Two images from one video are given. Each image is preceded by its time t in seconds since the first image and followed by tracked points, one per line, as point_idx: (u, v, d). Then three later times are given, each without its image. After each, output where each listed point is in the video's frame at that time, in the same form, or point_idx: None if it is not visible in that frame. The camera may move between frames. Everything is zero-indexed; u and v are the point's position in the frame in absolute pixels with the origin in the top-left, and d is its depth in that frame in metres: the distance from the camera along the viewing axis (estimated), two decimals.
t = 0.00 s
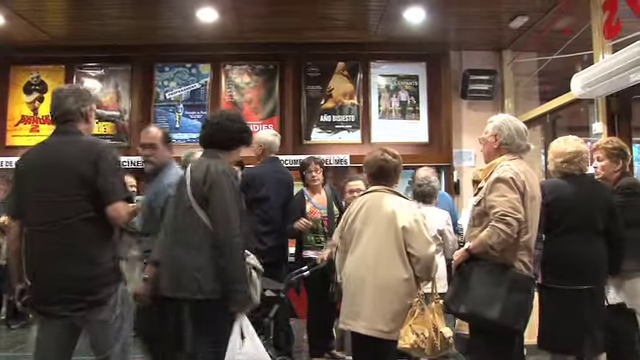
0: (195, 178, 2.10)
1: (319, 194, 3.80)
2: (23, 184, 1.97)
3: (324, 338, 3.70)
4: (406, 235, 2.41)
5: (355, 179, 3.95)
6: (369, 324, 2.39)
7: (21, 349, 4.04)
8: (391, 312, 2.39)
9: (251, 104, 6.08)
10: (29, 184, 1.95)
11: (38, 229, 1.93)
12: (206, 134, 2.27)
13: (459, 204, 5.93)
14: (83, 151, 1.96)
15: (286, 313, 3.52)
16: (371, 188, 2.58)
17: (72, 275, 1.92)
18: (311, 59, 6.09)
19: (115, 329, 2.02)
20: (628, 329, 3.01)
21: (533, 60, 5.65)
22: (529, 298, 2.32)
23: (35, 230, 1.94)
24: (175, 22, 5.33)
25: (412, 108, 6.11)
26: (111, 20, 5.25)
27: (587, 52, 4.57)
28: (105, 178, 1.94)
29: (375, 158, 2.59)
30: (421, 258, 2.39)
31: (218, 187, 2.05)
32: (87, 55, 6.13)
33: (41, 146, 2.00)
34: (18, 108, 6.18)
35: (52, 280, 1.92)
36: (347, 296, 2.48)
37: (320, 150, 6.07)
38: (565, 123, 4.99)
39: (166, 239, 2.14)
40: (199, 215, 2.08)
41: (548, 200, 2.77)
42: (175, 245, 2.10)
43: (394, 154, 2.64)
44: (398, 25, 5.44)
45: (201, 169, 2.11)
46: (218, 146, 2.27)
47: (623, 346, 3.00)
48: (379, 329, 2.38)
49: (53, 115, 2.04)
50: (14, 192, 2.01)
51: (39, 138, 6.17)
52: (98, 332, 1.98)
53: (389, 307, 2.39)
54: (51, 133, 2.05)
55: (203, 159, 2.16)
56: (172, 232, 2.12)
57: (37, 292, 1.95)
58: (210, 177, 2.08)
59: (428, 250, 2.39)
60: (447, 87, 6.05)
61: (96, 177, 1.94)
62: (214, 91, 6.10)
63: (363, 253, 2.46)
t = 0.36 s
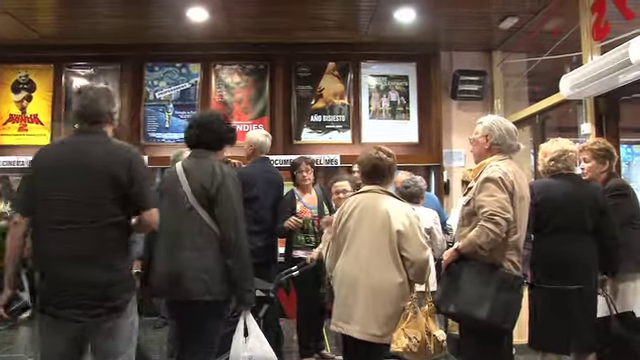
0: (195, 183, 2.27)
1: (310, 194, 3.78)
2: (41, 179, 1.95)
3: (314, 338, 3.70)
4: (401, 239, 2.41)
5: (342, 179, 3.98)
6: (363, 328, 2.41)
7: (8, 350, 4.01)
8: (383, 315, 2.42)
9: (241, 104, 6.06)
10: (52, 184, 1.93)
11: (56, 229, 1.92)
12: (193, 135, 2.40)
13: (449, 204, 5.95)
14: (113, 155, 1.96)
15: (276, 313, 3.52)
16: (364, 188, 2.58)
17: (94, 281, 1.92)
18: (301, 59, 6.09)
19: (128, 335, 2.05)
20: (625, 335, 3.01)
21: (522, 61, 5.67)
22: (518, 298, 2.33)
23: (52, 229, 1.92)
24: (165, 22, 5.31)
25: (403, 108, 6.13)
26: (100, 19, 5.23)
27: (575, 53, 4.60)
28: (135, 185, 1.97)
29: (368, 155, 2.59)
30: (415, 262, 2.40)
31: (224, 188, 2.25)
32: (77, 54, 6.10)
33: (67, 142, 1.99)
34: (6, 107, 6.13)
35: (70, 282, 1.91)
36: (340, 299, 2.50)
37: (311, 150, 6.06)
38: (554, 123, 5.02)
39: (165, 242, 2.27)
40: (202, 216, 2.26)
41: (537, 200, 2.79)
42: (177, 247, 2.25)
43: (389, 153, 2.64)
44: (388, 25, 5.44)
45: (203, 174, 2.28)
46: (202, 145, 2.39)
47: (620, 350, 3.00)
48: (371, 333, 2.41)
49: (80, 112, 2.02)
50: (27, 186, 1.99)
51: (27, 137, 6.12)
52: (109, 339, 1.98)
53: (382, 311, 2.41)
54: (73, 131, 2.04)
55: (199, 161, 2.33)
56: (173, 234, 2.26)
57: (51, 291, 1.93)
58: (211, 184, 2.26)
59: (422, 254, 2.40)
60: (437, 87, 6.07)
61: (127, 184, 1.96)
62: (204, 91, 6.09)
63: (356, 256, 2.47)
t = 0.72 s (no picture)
0: (184, 183, 2.29)
1: (300, 194, 3.79)
2: (57, 171, 1.76)
3: (304, 338, 3.70)
4: (393, 242, 2.43)
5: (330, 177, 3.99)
6: (355, 330, 2.41)
7: None
8: (375, 318, 2.42)
9: (231, 104, 6.06)
10: (78, 177, 1.76)
11: (83, 226, 1.75)
12: (174, 139, 2.42)
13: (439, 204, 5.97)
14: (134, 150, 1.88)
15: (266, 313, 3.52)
16: (356, 188, 2.58)
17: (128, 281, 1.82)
18: (291, 59, 6.08)
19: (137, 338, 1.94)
20: (618, 339, 2.93)
21: (511, 62, 5.70)
22: (508, 297, 2.34)
23: (77, 225, 1.75)
24: (155, 21, 5.29)
25: (392, 109, 6.15)
26: (89, 18, 5.19)
27: (564, 55, 4.63)
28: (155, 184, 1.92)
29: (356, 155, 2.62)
30: (407, 264, 2.42)
31: (215, 189, 2.31)
32: (65, 53, 6.05)
33: (80, 133, 1.84)
34: None
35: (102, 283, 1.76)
36: (331, 300, 2.49)
37: (301, 150, 6.06)
38: (543, 124, 5.05)
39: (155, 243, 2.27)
40: (193, 216, 2.28)
41: (527, 200, 2.81)
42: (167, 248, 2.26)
43: (382, 153, 2.66)
44: (378, 25, 5.44)
45: (191, 174, 2.31)
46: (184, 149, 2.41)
47: (613, 353, 2.92)
48: (363, 335, 2.41)
49: (91, 103, 1.89)
50: (36, 178, 1.75)
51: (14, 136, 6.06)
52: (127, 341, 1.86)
53: (374, 313, 2.42)
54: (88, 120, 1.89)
55: (183, 162, 2.35)
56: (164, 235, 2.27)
57: (77, 293, 1.74)
58: (203, 183, 2.30)
59: (415, 257, 2.43)
60: (427, 88, 6.09)
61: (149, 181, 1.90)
62: (194, 91, 6.07)
63: (348, 258, 2.47)
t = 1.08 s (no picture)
0: (185, 184, 2.37)
1: (296, 194, 3.79)
2: (62, 172, 1.69)
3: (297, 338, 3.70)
4: (387, 242, 2.44)
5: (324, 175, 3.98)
6: (351, 332, 2.42)
7: None
8: (371, 319, 2.43)
9: (223, 103, 6.05)
10: (82, 175, 1.71)
11: (89, 227, 1.70)
12: (167, 141, 2.49)
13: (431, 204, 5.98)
14: (129, 147, 1.86)
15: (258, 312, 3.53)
16: (347, 189, 2.58)
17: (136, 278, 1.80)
18: (283, 59, 6.08)
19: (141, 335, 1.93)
20: (606, 339, 2.96)
21: (503, 62, 5.73)
22: (502, 297, 2.35)
23: (88, 228, 1.70)
24: (147, 20, 5.26)
25: (385, 109, 6.16)
26: (80, 17, 5.17)
27: (555, 56, 4.65)
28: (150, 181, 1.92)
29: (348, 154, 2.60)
30: (401, 265, 2.44)
31: (214, 190, 2.40)
32: (56, 52, 6.02)
33: (77, 130, 1.77)
34: None
35: (118, 286, 1.75)
36: (326, 302, 2.49)
37: (293, 150, 6.05)
38: (534, 124, 5.07)
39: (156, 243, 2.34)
40: (193, 216, 2.36)
41: (519, 200, 2.83)
42: (169, 249, 2.33)
43: (371, 153, 2.65)
44: (370, 25, 5.44)
45: (190, 176, 2.39)
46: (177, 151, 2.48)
47: (601, 352, 2.95)
48: (359, 337, 2.42)
49: (81, 97, 1.83)
50: (40, 179, 1.66)
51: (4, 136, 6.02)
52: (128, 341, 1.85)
53: (370, 314, 2.43)
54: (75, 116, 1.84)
55: (179, 163, 2.42)
56: (165, 236, 2.34)
57: (95, 298, 1.71)
58: (205, 184, 2.39)
59: (409, 257, 2.44)
60: (419, 88, 6.10)
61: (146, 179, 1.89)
62: (186, 90, 6.05)
63: (341, 260, 2.47)
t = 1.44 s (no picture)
0: (199, 183, 2.33)
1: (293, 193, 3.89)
2: (87, 170, 1.67)
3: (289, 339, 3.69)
4: (379, 243, 2.44)
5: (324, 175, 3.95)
6: (341, 333, 2.42)
7: None
8: (361, 320, 2.43)
9: (214, 103, 6.03)
10: (102, 177, 1.71)
11: (110, 229, 1.72)
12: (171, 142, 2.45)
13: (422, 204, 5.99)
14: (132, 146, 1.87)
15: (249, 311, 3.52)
16: (340, 188, 2.59)
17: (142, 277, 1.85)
18: (275, 59, 6.08)
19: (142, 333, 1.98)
20: (596, 338, 2.98)
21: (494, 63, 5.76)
22: (496, 296, 2.34)
23: (108, 229, 1.71)
24: (137, 19, 5.24)
25: (376, 109, 6.15)
26: (70, 15, 5.14)
27: (545, 56, 4.68)
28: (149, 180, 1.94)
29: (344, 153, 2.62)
30: (393, 266, 2.45)
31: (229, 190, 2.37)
32: (46, 51, 5.98)
33: (90, 126, 1.74)
34: None
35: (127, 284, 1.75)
36: (316, 303, 2.49)
37: (284, 151, 6.03)
38: (525, 125, 5.10)
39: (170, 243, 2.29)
40: (207, 216, 2.32)
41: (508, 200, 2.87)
42: (185, 250, 2.28)
43: (366, 152, 2.66)
44: (362, 25, 5.45)
45: (202, 175, 2.36)
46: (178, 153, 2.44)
47: (590, 352, 2.97)
48: (349, 339, 2.42)
49: (86, 91, 1.81)
50: (61, 177, 1.62)
51: None
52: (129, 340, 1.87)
53: (360, 316, 2.43)
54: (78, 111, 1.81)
55: (188, 162, 2.38)
56: (179, 236, 2.29)
57: (108, 297, 1.71)
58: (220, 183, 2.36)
59: (402, 258, 2.45)
60: (411, 88, 6.11)
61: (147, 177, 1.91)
62: (176, 90, 6.03)
63: (333, 260, 2.47)
